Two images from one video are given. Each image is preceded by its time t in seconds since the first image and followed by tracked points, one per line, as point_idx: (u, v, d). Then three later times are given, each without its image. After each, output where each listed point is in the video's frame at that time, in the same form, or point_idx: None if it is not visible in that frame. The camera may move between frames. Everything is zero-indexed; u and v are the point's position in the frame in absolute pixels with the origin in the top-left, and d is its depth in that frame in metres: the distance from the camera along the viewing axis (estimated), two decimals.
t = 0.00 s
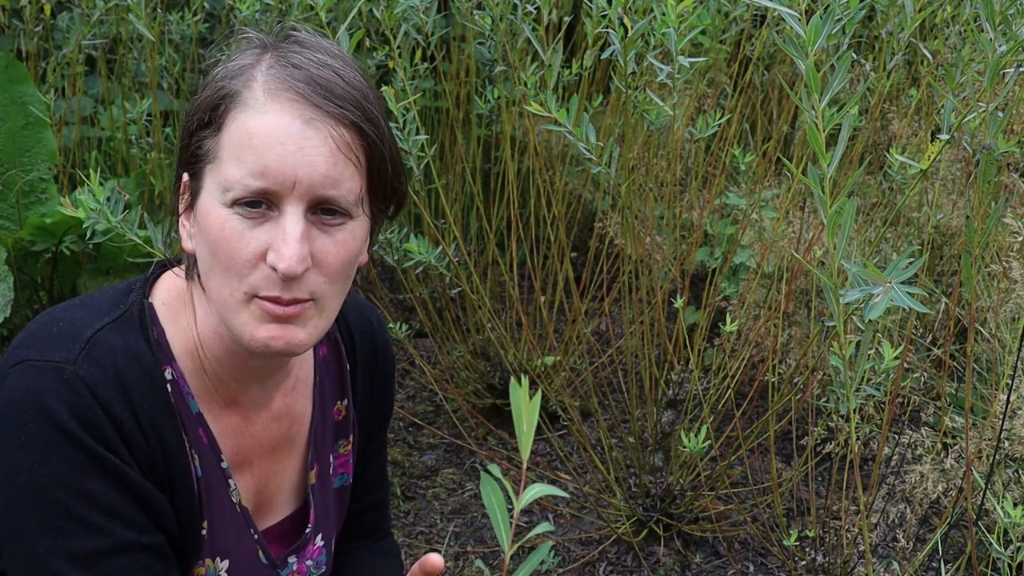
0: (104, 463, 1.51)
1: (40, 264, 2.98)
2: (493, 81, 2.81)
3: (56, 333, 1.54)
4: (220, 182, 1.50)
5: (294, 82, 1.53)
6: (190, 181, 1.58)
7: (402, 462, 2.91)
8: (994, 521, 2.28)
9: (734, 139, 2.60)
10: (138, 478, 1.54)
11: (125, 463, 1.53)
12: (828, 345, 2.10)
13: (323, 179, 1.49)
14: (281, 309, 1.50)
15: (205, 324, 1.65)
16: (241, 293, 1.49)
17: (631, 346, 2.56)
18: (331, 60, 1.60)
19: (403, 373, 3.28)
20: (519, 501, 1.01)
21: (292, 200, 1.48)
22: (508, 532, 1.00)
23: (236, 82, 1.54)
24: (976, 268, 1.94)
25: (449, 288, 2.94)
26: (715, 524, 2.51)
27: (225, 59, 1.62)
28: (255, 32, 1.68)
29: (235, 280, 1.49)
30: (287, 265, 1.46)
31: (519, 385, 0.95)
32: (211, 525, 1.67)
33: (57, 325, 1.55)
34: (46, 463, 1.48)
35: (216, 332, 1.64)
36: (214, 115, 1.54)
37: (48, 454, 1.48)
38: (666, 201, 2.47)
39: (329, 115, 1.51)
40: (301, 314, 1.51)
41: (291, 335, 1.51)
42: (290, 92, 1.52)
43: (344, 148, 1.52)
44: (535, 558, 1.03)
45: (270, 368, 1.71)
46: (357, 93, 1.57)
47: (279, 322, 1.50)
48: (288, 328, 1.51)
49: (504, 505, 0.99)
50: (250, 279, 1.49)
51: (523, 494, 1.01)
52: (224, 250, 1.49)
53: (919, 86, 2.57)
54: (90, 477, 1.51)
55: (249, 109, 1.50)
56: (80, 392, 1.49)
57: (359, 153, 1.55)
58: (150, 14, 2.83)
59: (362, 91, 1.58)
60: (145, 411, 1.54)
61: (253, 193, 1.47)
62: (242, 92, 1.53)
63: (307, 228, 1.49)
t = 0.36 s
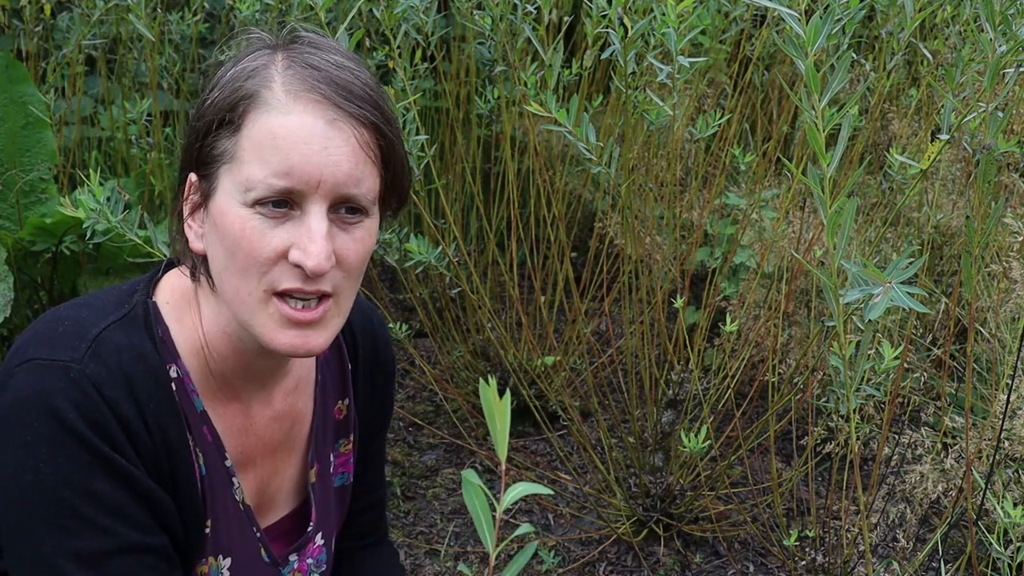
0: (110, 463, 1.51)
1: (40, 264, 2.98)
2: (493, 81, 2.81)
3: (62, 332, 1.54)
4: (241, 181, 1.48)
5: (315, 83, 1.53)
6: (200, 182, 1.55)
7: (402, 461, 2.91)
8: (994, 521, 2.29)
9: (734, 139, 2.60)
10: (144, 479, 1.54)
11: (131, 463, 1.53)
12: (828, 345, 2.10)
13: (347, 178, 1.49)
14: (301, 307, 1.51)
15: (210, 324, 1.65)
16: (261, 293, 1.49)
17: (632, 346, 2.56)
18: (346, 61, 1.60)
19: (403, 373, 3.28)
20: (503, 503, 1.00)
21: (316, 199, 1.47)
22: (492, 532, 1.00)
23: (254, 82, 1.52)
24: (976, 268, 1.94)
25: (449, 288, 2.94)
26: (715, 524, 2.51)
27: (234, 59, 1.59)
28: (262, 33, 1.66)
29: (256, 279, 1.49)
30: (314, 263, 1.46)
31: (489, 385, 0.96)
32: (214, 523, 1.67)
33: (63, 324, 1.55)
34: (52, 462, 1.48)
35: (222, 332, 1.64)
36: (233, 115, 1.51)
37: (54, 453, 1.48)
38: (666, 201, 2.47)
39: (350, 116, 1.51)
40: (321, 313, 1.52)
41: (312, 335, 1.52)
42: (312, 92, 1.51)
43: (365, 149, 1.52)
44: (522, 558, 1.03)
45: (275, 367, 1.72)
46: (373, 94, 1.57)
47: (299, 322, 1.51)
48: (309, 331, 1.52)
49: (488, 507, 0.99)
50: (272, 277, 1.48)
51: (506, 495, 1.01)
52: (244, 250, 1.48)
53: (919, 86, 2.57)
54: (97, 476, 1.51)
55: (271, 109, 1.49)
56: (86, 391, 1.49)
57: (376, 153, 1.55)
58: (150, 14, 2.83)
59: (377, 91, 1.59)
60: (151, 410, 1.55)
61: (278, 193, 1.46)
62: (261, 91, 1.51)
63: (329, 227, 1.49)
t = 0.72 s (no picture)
0: (117, 460, 1.50)
1: (40, 264, 2.98)
2: (493, 81, 2.81)
3: (65, 330, 1.53)
4: (248, 185, 1.48)
5: (322, 85, 1.52)
6: (201, 183, 1.55)
7: (402, 461, 2.91)
8: (994, 521, 2.29)
9: (734, 139, 2.60)
10: (152, 476, 1.54)
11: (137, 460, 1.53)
12: (829, 345, 2.10)
13: (356, 182, 1.49)
14: (308, 308, 1.51)
15: (213, 322, 1.65)
16: (269, 295, 1.49)
17: (632, 346, 2.56)
18: (349, 62, 1.60)
19: (403, 373, 3.28)
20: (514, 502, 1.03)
21: (326, 204, 1.47)
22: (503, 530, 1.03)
23: (259, 84, 1.51)
24: (976, 268, 1.94)
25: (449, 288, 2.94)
26: (715, 524, 2.51)
27: (234, 59, 1.58)
28: (259, 30, 1.64)
29: (265, 281, 1.49)
30: (325, 267, 1.46)
31: (507, 386, 1.07)
32: (218, 522, 1.67)
33: (66, 323, 1.55)
34: (58, 460, 1.48)
35: (224, 330, 1.65)
36: (238, 118, 1.50)
37: (61, 451, 1.48)
38: (666, 201, 2.47)
39: (358, 119, 1.51)
40: (328, 313, 1.52)
41: (319, 335, 1.53)
42: (320, 95, 1.50)
43: (373, 151, 1.52)
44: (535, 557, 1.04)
45: (278, 363, 1.73)
46: (378, 96, 1.57)
47: (307, 322, 1.51)
48: (317, 330, 1.53)
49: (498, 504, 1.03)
50: (281, 280, 1.49)
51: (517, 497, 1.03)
52: (252, 253, 1.48)
53: (919, 86, 2.57)
54: (104, 473, 1.50)
55: (279, 113, 1.48)
56: (92, 387, 1.49)
57: (382, 155, 1.56)
58: (150, 14, 2.83)
59: (381, 93, 1.59)
60: (156, 407, 1.55)
61: (287, 198, 1.46)
62: (268, 94, 1.50)
63: (338, 230, 1.49)
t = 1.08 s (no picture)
0: (124, 458, 1.50)
1: (40, 264, 2.98)
2: (493, 81, 2.81)
3: (70, 329, 1.53)
4: (256, 188, 1.48)
5: (331, 89, 1.52)
6: (207, 184, 1.55)
7: (402, 461, 2.91)
8: (994, 521, 2.29)
9: (734, 139, 2.60)
10: (159, 474, 1.54)
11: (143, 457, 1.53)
12: (829, 345, 2.10)
13: (364, 186, 1.49)
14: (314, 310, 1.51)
15: (216, 321, 1.65)
16: (276, 296, 1.49)
17: (632, 346, 2.56)
18: (357, 66, 1.60)
19: (403, 373, 3.28)
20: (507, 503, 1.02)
21: (333, 208, 1.47)
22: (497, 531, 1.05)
23: (267, 88, 1.51)
24: (976, 268, 1.94)
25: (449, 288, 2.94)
26: (714, 524, 2.51)
27: (240, 60, 1.57)
28: (264, 31, 1.64)
29: (271, 283, 1.49)
30: (332, 271, 1.46)
31: (496, 387, 1.06)
32: (220, 522, 1.67)
33: (70, 322, 1.55)
34: (65, 459, 1.48)
35: (229, 329, 1.65)
36: (246, 121, 1.50)
37: (68, 449, 1.47)
38: (667, 201, 2.47)
39: (366, 124, 1.51)
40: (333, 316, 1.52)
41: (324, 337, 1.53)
42: (329, 100, 1.50)
43: (381, 156, 1.52)
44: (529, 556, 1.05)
45: (282, 362, 1.73)
46: (385, 100, 1.57)
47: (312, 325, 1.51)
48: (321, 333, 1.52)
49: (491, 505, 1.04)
50: (287, 283, 1.49)
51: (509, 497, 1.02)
52: (260, 254, 1.48)
53: (919, 86, 2.57)
54: (111, 471, 1.50)
55: (289, 117, 1.48)
56: (98, 386, 1.49)
57: (388, 159, 1.56)
58: (150, 14, 2.83)
59: (388, 97, 1.59)
60: (161, 405, 1.55)
61: (295, 201, 1.46)
62: (276, 98, 1.50)
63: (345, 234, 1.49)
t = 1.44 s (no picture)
0: (126, 454, 1.50)
1: (40, 264, 2.98)
2: (494, 81, 2.81)
3: (73, 327, 1.53)
4: (259, 186, 1.48)
5: (332, 88, 1.52)
6: (209, 183, 1.54)
7: (402, 461, 2.91)
8: (994, 521, 2.29)
9: (734, 139, 2.60)
10: (159, 472, 1.54)
11: (144, 455, 1.53)
12: (829, 345, 2.10)
13: (366, 183, 1.49)
14: (317, 306, 1.52)
15: (216, 320, 1.65)
16: (279, 294, 1.50)
17: (632, 346, 2.56)
18: (356, 64, 1.60)
19: (403, 373, 3.28)
20: (511, 502, 1.01)
21: (336, 204, 1.47)
22: (501, 532, 1.01)
23: (268, 87, 1.51)
24: (976, 268, 1.94)
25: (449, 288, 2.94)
26: (715, 524, 2.51)
27: (240, 60, 1.57)
28: (262, 31, 1.63)
29: (274, 280, 1.49)
30: (337, 267, 1.47)
31: (504, 389, 1.06)
32: (217, 523, 1.66)
33: (73, 320, 1.55)
34: (67, 455, 1.47)
35: (229, 330, 1.64)
36: (248, 120, 1.50)
37: (70, 445, 1.47)
38: (666, 201, 2.47)
39: (367, 121, 1.51)
40: (334, 312, 1.53)
41: (326, 333, 1.54)
42: (331, 99, 1.50)
43: (382, 153, 1.53)
44: (529, 558, 1.02)
45: (284, 361, 1.72)
46: (385, 98, 1.58)
47: (315, 322, 1.52)
48: (323, 328, 1.53)
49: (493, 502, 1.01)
50: (291, 279, 1.49)
51: (514, 496, 1.01)
52: (264, 252, 1.48)
53: (919, 86, 2.56)
54: (113, 468, 1.50)
55: (291, 116, 1.48)
56: (100, 383, 1.49)
57: (389, 156, 1.56)
58: (150, 14, 2.83)
59: (388, 95, 1.59)
60: (162, 403, 1.55)
61: (298, 199, 1.46)
62: (278, 97, 1.49)
63: (347, 230, 1.49)
